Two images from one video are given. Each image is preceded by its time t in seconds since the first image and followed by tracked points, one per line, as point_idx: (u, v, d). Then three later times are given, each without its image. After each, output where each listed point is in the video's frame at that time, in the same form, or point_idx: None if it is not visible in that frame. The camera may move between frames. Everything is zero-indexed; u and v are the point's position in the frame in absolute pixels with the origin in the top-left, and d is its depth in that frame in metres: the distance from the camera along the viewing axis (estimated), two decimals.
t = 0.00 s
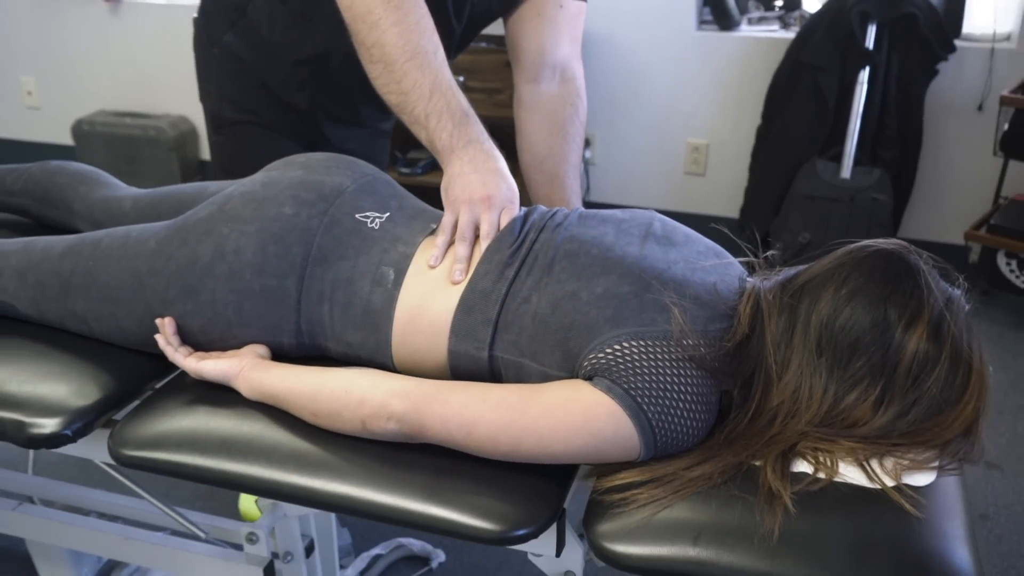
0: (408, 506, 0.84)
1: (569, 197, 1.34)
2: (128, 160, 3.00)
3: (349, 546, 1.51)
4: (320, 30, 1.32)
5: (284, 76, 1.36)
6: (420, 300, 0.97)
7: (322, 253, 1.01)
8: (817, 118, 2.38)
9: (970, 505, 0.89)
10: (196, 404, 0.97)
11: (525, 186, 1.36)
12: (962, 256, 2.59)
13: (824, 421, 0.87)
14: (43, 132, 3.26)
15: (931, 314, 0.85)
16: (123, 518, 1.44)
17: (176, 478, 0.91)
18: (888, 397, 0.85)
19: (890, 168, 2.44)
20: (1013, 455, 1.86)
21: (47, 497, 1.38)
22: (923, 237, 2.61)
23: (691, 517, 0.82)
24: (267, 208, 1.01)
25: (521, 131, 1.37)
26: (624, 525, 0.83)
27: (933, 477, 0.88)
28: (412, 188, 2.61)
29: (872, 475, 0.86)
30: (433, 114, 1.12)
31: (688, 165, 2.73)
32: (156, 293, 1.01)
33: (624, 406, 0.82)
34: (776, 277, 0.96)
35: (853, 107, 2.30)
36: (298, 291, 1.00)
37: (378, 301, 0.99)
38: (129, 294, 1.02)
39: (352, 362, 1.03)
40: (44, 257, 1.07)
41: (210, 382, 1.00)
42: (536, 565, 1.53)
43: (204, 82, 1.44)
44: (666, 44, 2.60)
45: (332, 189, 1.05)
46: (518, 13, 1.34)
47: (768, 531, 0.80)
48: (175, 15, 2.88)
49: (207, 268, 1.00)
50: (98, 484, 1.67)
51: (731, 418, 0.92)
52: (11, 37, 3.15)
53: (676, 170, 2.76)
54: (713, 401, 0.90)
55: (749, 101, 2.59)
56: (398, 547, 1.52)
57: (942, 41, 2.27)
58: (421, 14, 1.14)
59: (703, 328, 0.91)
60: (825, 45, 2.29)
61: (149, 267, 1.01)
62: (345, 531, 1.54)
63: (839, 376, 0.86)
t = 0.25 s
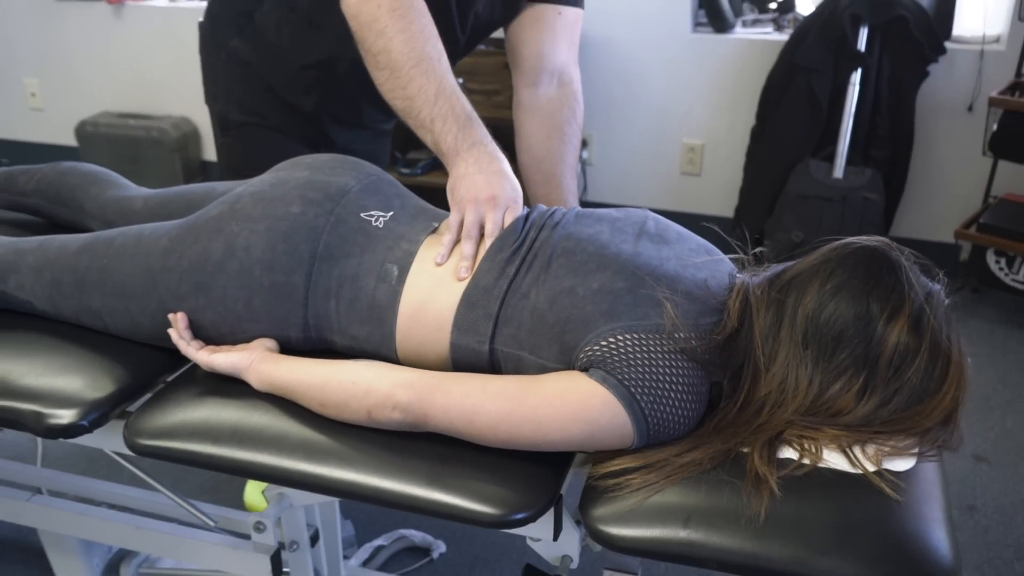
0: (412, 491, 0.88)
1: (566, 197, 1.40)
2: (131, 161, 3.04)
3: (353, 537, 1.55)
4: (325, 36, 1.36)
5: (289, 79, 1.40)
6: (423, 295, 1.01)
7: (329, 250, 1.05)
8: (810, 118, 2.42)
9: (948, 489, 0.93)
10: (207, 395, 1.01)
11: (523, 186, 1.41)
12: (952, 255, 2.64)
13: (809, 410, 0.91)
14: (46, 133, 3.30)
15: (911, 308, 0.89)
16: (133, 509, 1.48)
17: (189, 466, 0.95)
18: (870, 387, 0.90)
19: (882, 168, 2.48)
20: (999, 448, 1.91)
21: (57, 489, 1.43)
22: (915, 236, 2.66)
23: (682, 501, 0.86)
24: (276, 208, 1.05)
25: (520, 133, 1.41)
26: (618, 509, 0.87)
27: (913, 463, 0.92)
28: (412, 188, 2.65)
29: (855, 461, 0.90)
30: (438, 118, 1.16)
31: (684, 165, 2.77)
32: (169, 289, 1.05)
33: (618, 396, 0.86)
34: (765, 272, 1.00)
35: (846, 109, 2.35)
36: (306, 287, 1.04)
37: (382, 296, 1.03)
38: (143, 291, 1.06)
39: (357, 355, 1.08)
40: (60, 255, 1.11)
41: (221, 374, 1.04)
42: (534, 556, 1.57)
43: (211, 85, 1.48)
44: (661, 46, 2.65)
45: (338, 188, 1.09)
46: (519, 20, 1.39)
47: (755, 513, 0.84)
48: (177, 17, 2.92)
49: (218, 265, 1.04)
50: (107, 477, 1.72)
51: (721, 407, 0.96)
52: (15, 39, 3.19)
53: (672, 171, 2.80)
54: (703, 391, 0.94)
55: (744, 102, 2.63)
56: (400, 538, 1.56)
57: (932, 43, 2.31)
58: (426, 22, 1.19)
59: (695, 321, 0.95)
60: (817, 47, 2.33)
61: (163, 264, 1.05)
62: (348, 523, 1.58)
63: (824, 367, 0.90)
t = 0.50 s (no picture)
0: (421, 491, 0.91)
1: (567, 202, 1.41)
2: (133, 168, 3.07)
3: (360, 538, 1.58)
4: (328, 47, 1.39)
5: (293, 89, 1.43)
6: (429, 300, 1.04)
7: (336, 257, 1.07)
8: (806, 118, 2.45)
9: (942, 482, 0.96)
10: (219, 400, 1.04)
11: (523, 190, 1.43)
12: (948, 252, 2.67)
13: (806, 406, 0.94)
14: (48, 141, 3.32)
15: (903, 307, 0.91)
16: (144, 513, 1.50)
17: (203, 469, 0.98)
18: (864, 384, 0.92)
19: (877, 166, 2.51)
20: (996, 442, 1.94)
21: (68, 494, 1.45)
22: (911, 233, 2.69)
23: (683, 496, 0.89)
24: (283, 216, 1.08)
25: (520, 138, 1.44)
26: (621, 505, 0.89)
27: (907, 457, 0.95)
28: (413, 192, 2.68)
29: (850, 455, 0.92)
30: (442, 127, 1.18)
31: (681, 166, 2.80)
32: (181, 297, 1.08)
33: (619, 396, 0.89)
34: (761, 273, 1.03)
35: (840, 109, 2.37)
36: (314, 293, 1.07)
37: (388, 301, 1.06)
38: (155, 299, 1.09)
39: (365, 359, 1.10)
40: (73, 265, 1.14)
41: (232, 380, 1.06)
42: (539, 553, 1.60)
43: (215, 96, 1.50)
44: (658, 48, 2.68)
45: (344, 197, 1.12)
46: (517, 28, 1.41)
47: (753, 506, 0.87)
48: (177, 25, 2.95)
49: (228, 273, 1.06)
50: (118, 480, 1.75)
51: (720, 406, 0.99)
52: (16, 49, 3.21)
53: (670, 171, 2.83)
54: (703, 390, 0.96)
55: (740, 103, 2.66)
56: (406, 538, 1.58)
57: (925, 43, 2.34)
58: (430, 33, 1.22)
59: (693, 322, 0.97)
60: (812, 48, 2.35)
61: (174, 273, 1.08)
62: (356, 523, 1.60)
63: (819, 365, 0.92)
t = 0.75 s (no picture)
0: (433, 499, 0.92)
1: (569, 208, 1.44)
2: (135, 177, 3.08)
3: (369, 544, 1.59)
4: (333, 58, 1.40)
5: (298, 101, 1.45)
6: (437, 309, 1.06)
7: (345, 268, 1.09)
8: (805, 119, 2.46)
9: (946, 483, 0.97)
10: (232, 411, 1.05)
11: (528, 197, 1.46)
12: (948, 251, 2.68)
13: (811, 411, 0.95)
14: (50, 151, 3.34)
15: (906, 311, 0.93)
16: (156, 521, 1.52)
17: (217, 480, 0.99)
18: (868, 388, 0.94)
19: (877, 166, 2.53)
20: (998, 440, 1.95)
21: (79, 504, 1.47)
22: (911, 232, 2.70)
23: (692, 501, 0.90)
24: (292, 228, 1.09)
25: (523, 146, 1.46)
26: (631, 510, 0.91)
27: (911, 459, 0.96)
28: (415, 198, 2.69)
29: (855, 459, 0.94)
30: (452, 136, 1.20)
31: (681, 168, 2.81)
32: (193, 309, 1.09)
33: (628, 403, 0.90)
34: (765, 279, 1.04)
35: (840, 109, 2.39)
36: (324, 303, 1.08)
37: (397, 311, 1.07)
38: (167, 311, 1.10)
39: (374, 368, 1.12)
40: (85, 279, 1.15)
41: (244, 390, 1.08)
42: (547, 557, 1.61)
43: (221, 107, 1.52)
44: (656, 51, 2.69)
45: (351, 208, 1.13)
46: (519, 37, 1.43)
47: (761, 510, 0.88)
48: (178, 35, 2.97)
49: (239, 285, 1.08)
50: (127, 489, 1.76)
51: (727, 410, 1.00)
52: (17, 59, 3.23)
53: (670, 174, 2.84)
54: (709, 396, 0.98)
55: (739, 105, 2.67)
56: (415, 543, 1.59)
57: (923, 43, 2.35)
58: (439, 44, 1.23)
59: (699, 329, 0.99)
60: (810, 50, 2.37)
61: (185, 285, 1.10)
62: (365, 529, 1.62)
63: (824, 370, 0.94)
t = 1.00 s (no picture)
0: (444, 500, 0.94)
1: (574, 212, 1.43)
2: (138, 181, 3.10)
3: (377, 545, 1.61)
4: (340, 64, 1.42)
5: (305, 106, 1.46)
6: (446, 312, 1.07)
7: (355, 272, 1.10)
8: (804, 121, 2.47)
9: (947, 482, 0.99)
10: (244, 414, 1.07)
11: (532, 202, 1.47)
12: (947, 251, 2.70)
13: (815, 412, 0.97)
14: (53, 156, 3.35)
15: (907, 313, 0.94)
16: (165, 524, 1.53)
17: (231, 483, 1.01)
18: (871, 389, 0.95)
19: (876, 167, 2.54)
20: (997, 438, 1.97)
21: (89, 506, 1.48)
22: (910, 233, 2.72)
23: (699, 502, 0.92)
24: (302, 233, 1.10)
25: (528, 151, 1.47)
26: (639, 511, 0.92)
27: (914, 459, 0.98)
28: (417, 201, 2.71)
29: (859, 459, 0.95)
30: (462, 143, 1.20)
31: (682, 170, 2.83)
32: (204, 314, 1.11)
33: (635, 405, 0.92)
34: (769, 282, 1.06)
35: (839, 111, 2.40)
36: (334, 307, 1.09)
37: (406, 314, 1.09)
38: (178, 316, 1.11)
39: (383, 371, 1.13)
40: (97, 285, 1.17)
41: (256, 394, 1.09)
42: (553, 557, 1.63)
43: (229, 114, 1.54)
44: (656, 54, 2.71)
45: (360, 213, 1.15)
46: (524, 44, 1.45)
47: (767, 510, 0.90)
48: (180, 39, 2.98)
49: (250, 289, 1.09)
50: (136, 492, 1.78)
51: (732, 412, 1.02)
52: (19, 64, 3.24)
53: (671, 175, 2.86)
54: (715, 398, 1.00)
55: (739, 107, 2.69)
56: (422, 544, 1.61)
57: (921, 45, 2.37)
58: (449, 51, 1.24)
59: (705, 332, 1.01)
60: (809, 52, 2.38)
61: (196, 290, 1.11)
62: (372, 530, 1.63)
63: (827, 372, 0.95)
